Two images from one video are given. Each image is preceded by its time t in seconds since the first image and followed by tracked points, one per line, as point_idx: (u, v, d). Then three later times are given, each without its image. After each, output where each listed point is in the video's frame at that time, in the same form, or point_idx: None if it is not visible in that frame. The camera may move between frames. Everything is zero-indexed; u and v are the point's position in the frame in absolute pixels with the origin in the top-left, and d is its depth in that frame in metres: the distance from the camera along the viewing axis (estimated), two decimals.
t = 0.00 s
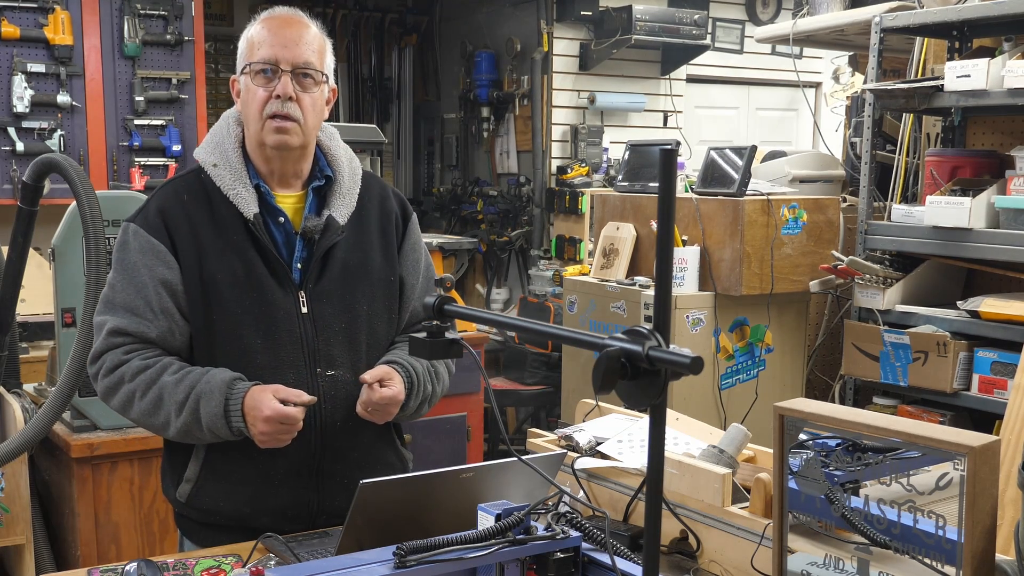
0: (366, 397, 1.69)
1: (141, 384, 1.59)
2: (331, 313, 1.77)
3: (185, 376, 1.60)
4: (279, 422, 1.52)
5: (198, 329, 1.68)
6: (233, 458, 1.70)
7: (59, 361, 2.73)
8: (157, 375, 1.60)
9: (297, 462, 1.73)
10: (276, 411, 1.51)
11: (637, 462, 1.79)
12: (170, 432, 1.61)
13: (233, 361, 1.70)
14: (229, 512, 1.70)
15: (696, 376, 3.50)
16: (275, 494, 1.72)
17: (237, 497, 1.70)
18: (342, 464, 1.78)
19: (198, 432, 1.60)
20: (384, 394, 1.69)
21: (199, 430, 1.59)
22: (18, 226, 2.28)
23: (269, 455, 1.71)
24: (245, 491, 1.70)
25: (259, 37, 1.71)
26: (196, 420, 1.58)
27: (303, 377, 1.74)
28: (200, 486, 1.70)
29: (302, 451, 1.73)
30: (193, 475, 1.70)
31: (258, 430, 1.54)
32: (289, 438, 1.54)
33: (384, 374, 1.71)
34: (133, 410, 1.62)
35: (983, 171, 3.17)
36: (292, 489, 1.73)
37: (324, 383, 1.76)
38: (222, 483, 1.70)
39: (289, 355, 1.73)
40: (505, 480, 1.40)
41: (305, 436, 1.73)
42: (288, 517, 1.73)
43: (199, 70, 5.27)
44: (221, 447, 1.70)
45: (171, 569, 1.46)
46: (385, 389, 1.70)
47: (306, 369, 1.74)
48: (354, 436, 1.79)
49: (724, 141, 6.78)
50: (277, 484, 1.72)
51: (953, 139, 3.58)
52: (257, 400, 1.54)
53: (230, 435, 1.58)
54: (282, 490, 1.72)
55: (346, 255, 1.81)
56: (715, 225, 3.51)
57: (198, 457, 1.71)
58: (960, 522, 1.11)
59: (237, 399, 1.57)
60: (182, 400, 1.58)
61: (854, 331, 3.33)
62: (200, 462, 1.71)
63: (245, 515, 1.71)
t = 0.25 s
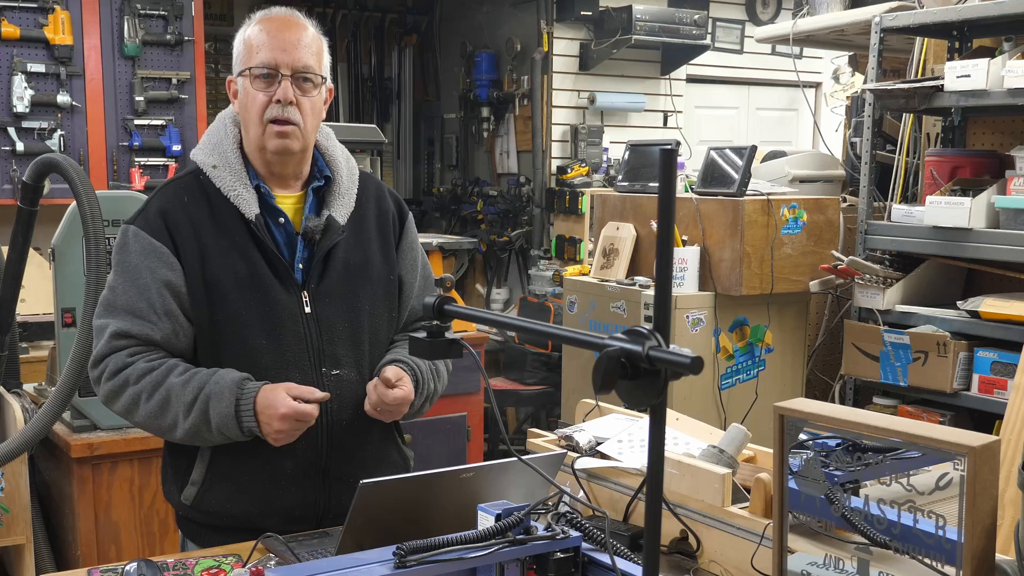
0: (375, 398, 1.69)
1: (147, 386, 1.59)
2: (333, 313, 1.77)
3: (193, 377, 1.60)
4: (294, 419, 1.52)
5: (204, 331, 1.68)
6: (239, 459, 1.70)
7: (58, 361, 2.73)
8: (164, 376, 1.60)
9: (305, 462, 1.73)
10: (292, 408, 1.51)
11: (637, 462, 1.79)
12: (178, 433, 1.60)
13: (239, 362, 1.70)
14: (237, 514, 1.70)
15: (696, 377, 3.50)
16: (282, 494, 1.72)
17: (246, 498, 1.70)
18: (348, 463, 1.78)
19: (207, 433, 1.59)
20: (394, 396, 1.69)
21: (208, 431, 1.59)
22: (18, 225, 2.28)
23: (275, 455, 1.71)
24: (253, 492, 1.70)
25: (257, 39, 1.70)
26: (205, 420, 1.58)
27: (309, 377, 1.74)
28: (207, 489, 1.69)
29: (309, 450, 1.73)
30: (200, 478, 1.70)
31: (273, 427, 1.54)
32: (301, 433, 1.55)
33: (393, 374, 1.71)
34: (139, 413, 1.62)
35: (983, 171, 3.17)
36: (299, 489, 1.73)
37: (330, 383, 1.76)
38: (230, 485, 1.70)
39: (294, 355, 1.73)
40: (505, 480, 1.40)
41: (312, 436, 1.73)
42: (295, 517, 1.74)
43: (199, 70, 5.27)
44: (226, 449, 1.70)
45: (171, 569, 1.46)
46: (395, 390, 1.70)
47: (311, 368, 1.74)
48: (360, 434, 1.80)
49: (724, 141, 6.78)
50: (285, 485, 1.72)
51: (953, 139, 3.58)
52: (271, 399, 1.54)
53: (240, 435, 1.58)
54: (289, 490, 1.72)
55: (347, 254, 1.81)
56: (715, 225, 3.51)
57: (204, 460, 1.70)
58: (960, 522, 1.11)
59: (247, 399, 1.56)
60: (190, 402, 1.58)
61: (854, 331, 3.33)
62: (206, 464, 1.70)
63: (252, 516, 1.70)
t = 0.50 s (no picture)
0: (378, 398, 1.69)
1: (150, 387, 1.58)
2: (334, 312, 1.78)
3: (195, 377, 1.60)
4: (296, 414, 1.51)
5: (207, 331, 1.68)
6: (243, 460, 1.70)
7: (59, 361, 2.73)
8: (167, 377, 1.59)
9: (309, 462, 1.73)
10: (289, 400, 1.50)
11: (637, 462, 1.79)
12: (182, 434, 1.60)
13: (241, 362, 1.70)
14: (241, 514, 1.70)
15: (697, 377, 3.49)
16: (286, 494, 1.72)
17: (250, 499, 1.70)
18: (352, 462, 1.79)
19: (211, 433, 1.59)
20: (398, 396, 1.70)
21: (212, 431, 1.59)
22: (18, 226, 2.28)
23: (279, 455, 1.71)
24: (257, 492, 1.70)
25: (256, 40, 1.70)
26: (209, 420, 1.58)
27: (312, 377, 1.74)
28: (210, 490, 1.69)
29: (314, 450, 1.74)
30: (203, 479, 1.69)
31: (274, 421, 1.53)
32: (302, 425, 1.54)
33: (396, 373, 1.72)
34: (142, 415, 1.61)
35: (983, 171, 3.17)
36: (304, 488, 1.73)
37: (333, 383, 1.76)
38: (234, 486, 1.70)
39: (297, 354, 1.73)
40: (505, 479, 1.40)
41: (316, 435, 1.73)
42: (299, 517, 1.74)
43: (200, 70, 5.28)
44: (230, 450, 1.70)
45: (171, 569, 1.46)
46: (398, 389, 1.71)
47: (314, 368, 1.74)
48: (363, 433, 1.80)
49: (724, 141, 6.78)
50: (289, 484, 1.72)
51: (953, 139, 3.58)
52: (269, 392, 1.53)
53: (244, 433, 1.57)
54: (293, 489, 1.73)
55: (347, 254, 1.82)
56: (715, 225, 3.51)
57: (207, 461, 1.69)
58: (960, 522, 1.11)
59: (250, 395, 1.56)
60: (193, 402, 1.57)
61: (854, 331, 3.33)
62: (209, 466, 1.69)
63: (256, 516, 1.70)
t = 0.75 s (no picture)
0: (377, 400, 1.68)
1: (146, 386, 1.58)
2: (334, 312, 1.78)
3: (190, 377, 1.59)
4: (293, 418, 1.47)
5: (207, 331, 1.68)
6: (243, 460, 1.70)
7: (58, 360, 2.73)
8: (163, 376, 1.59)
9: (310, 462, 1.73)
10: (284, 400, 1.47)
11: (637, 462, 1.79)
12: (176, 433, 1.59)
13: (242, 361, 1.70)
14: (242, 514, 1.70)
15: (697, 377, 3.49)
16: (287, 493, 1.72)
17: (251, 500, 1.70)
18: (352, 461, 1.79)
19: (205, 432, 1.58)
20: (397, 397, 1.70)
21: (205, 430, 1.58)
22: (17, 225, 2.28)
23: (280, 455, 1.71)
24: (258, 492, 1.70)
25: (254, 40, 1.70)
26: (202, 420, 1.57)
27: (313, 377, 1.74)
28: (211, 490, 1.69)
29: (314, 450, 1.74)
30: (204, 480, 1.69)
31: (268, 423, 1.50)
32: (300, 433, 1.49)
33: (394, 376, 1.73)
34: (138, 414, 1.60)
35: (983, 171, 3.17)
36: (305, 488, 1.73)
37: (334, 383, 1.76)
38: (235, 486, 1.70)
39: (298, 354, 1.73)
40: (506, 479, 1.40)
41: (317, 435, 1.73)
42: (300, 517, 1.74)
43: (200, 70, 5.28)
44: (231, 450, 1.69)
45: (171, 569, 1.46)
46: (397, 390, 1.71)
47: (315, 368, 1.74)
48: (364, 432, 1.80)
49: (724, 141, 6.78)
50: (290, 484, 1.72)
51: (953, 139, 3.58)
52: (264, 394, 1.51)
53: (235, 434, 1.56)
54: (294, 489, 1.73)
55: (347, 254, 1.81)
56: (715, 225, 3.51)
57: (207, 462, 1.69)
58: (960, 522, 1.11)
59: (242, 396, 1.55)
60: (186, 401, 1.56)
61: (854, 331, 3.33)
62: (210, 466, 1.69)
63: (257, 516, 1.71)
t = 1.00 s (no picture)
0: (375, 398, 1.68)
1: (122, 385, 1.54)
2: (335, 312, 1.77)
3: (159, 382, 1.52)
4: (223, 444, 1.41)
5: (210, 330, 1.67)
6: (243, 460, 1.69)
7: (59, 360, 2.73)
8: (139, 377, 1.54)
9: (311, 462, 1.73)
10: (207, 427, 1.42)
11: (637, 462, 1.79)
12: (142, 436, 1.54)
13: (243, 362, 1.69)
14: (243, 514, 1.70)
15: (697, 377, 3.49)
16: (288, 493, 1.72)
17: (251, 499, 1.70)
18: (352, 461, 1.79)
19: (164, 437, 1.52)
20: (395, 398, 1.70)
21: (165, 436, 1.51)
22: (18, 225, 2.28)
23: (280, 454, 1.71)
24: (258, 492, 1.70)
25: (252, 39, 1.70)
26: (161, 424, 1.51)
27: (314, 377, 1.74)
28: (211, 490, 1.69)
29: (314, 449, 1.74)
30: (204, 479, 1.69)
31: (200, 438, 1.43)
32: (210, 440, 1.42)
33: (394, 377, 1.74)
34: (118, 413, 1.57)
35: (983, 171, 3.17)
36: (305, 488, 1.73)
37: (334, 383, 1.76)
38: (235, 486, 1.69)
39: (299, 354, 1.73)
40: (505, 479, 1.40)
41: (317, 434, 1.73)
42: (300, 516, 1.74)
43: (200, 70, 5.28)
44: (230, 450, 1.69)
45: (171, 569, 1.46)
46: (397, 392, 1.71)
47: (316, 368, 1.74)
48: (365, 432, 1.80)
49: (724, 141, 6.77)
50: (290, 484, 1.72)
51: (953, 139, 3.58)
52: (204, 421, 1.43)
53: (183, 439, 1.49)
54: (294, 489, 1.72)
55: (348, 254, 1.82)
56: (715, 225, 3.51)
57: (207, 462, 1.69)
58: (960, 522, 1.11)
59: (187, 405, 1.48)
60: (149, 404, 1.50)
61: (854, 331, 3.33)
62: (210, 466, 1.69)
63: (258, 516, 1.71)
